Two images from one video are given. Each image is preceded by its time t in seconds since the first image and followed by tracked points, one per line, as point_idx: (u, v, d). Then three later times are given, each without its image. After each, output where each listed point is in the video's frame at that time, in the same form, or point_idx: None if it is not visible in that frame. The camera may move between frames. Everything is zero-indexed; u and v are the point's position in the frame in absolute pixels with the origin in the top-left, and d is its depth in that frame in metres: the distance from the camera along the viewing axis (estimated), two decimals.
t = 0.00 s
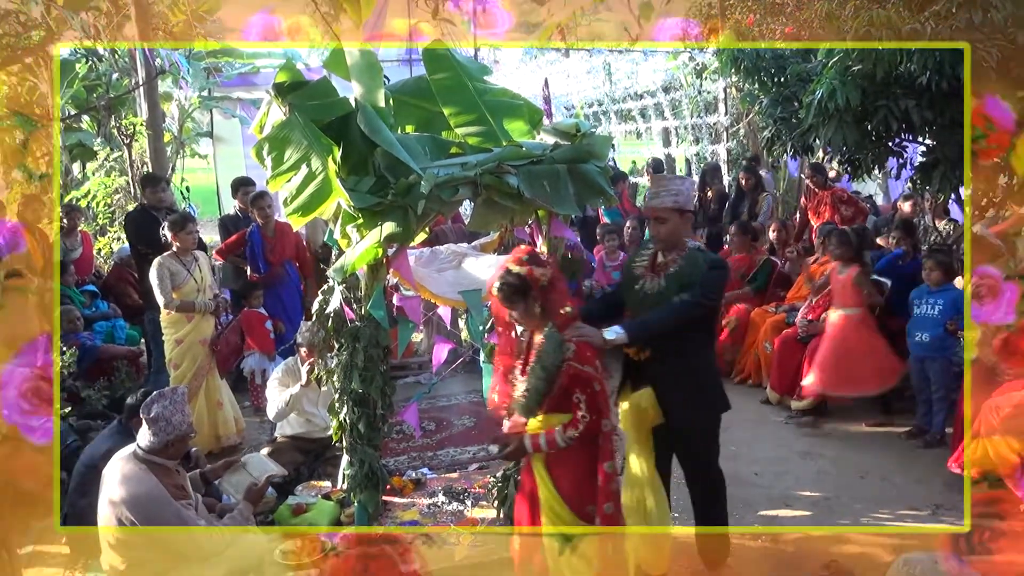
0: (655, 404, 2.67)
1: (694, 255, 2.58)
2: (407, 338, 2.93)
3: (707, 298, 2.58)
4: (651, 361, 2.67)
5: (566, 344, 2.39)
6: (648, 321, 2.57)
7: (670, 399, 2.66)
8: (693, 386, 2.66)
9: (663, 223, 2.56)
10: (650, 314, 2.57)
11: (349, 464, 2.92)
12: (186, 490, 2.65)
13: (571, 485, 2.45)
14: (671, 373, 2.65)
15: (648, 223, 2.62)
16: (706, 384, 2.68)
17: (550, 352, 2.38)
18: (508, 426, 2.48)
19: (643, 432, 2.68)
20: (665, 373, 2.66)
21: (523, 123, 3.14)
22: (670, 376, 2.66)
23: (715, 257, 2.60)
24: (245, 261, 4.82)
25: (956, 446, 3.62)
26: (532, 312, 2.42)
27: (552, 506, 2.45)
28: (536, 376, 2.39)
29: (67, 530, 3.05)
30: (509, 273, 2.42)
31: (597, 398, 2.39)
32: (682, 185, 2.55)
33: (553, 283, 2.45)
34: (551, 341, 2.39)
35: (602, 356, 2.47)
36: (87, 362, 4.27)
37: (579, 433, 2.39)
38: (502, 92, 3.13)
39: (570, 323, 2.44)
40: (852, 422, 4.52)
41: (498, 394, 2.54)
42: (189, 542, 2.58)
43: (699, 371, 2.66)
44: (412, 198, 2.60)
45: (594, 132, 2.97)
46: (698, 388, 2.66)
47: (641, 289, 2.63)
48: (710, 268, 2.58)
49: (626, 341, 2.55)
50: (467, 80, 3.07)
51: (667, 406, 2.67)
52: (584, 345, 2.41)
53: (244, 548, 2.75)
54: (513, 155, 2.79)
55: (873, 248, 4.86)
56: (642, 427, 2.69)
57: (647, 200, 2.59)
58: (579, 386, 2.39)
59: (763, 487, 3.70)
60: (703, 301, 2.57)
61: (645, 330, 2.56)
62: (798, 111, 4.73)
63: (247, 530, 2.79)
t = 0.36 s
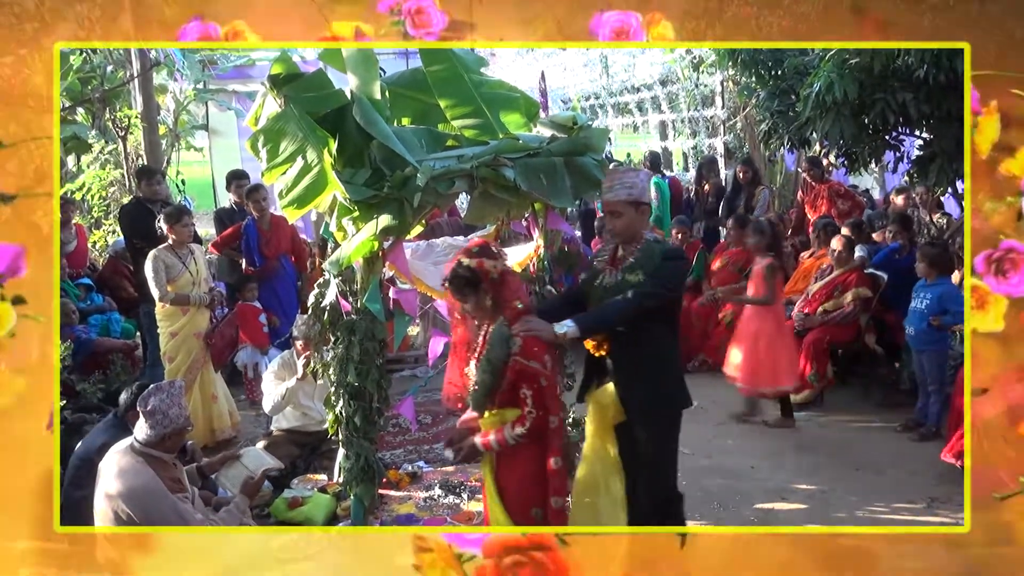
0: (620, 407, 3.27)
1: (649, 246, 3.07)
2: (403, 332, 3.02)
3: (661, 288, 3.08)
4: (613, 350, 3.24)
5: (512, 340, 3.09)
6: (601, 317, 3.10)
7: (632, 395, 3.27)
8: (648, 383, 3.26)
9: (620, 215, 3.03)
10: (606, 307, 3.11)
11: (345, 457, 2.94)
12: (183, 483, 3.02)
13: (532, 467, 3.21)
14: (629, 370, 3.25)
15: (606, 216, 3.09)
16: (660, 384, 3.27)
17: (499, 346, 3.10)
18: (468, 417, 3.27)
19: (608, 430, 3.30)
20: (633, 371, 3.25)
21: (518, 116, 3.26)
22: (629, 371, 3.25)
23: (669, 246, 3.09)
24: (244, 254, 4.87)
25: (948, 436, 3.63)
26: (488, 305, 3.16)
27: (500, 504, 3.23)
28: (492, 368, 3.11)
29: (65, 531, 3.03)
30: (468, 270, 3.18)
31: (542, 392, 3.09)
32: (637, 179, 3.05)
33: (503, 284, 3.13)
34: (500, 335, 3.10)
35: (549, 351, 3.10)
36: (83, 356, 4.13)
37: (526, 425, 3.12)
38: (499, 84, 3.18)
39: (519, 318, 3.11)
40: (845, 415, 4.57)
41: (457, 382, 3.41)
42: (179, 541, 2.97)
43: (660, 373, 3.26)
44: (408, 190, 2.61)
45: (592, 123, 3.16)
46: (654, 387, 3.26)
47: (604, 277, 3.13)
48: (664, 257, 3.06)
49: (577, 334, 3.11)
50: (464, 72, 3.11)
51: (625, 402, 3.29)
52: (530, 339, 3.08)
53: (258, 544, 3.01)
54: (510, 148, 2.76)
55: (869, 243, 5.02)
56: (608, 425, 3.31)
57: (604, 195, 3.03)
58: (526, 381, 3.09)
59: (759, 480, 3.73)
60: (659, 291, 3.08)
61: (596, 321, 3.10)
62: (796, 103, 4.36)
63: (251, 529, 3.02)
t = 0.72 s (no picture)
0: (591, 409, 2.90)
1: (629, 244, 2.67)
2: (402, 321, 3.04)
3: (639, 289, 2.68)
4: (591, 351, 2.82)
5: (476, 336, 2.64)
6: (576, 317, 2.71)
7: (603, 405, 2.86)
8: (627, 388, 2.82)
9: (597, 215, 2.67)
10: (576, 312, 2.72)
11: (344, 446, 2.93)
12: (183, 471, 2.73)
13: (484, 475, 2.75)
14: (610, 372, 2.82)
15: (585, 216, 2.73)
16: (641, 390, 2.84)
17: (461, 343, 2.65)
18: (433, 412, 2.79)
19: (582, 432, 2.96)
20: (609, 372, 2.82)
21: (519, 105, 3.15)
22: (603, 369, 2.83)
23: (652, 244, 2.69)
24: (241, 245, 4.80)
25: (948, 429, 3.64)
26: (450, 301, 2.74)
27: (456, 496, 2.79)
28: (454, 369, 2.64)
29: (65, 531, 2.71)
30: (427, 263, 2.75)
31: (503, 391, 2.65)
32: (615, 175, 2.66)
33: (465, 274, 2.74)
34: (465, 333, 2.65)
35: (515, 349, 2.68)
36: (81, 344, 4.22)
37: (483, 423, 2.66)
38: (499, 74, 3.08)
39: (484, 313, 2.68)
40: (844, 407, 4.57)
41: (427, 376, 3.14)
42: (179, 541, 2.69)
43: (638, 374, 2.82)
44: (407, 179, 2.61)
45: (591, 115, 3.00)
46: (632, 391, 2.82)
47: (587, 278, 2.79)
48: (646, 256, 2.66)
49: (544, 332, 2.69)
50: (464, 61, 3.01)
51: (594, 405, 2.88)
52: (496, 334, 2.65)
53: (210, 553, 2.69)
54: (510, 137, 2.77)
55: (869, 235, 4.85)
56: (582, 428, 2.96)
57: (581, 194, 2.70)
58: (487, 379, 2.64)
59: (758, 471, 3.73)
60: (632, 292, 2.68)
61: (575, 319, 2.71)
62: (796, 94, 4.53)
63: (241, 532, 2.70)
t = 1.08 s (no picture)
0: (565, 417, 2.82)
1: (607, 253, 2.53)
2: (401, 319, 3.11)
3: (604, 296, 2.54)
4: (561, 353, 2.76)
5: (431, 338, 2.52)
6: (544, 318, 2.54)
7: (572, 411, 2.79)
8: (596, 398, 2.74)
9: (579, 209, 2.55)
10: (548, 311, 2.56)
11: (345, 437, 2.93)
12: (183, 461, 2.67)
13: (440, 482, 2.63)
14: (583, 375, 2.73)
15: (569, 211, 2.60)
16: (619, 393, 2.74)
17: (414, 344, 2.54)
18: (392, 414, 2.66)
19: (558, 437, 2.86)
20: (581, 377, 2.74)
21: (522, 97, 3.15)
22: (581, 373, 2.73)
23: (630, 254, 2.54)
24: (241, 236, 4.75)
25: (948, 425, 3.65)
26: (407, 299, 2.58)
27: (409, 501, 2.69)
28: (407, 372, 2.53)
29: (64, 532, 2.52)
30: (384, 259, 2.56)
31: (457, 399, 2.51)
32: (603, 171, 2.52)
33: (428, 273, 2.56)
34: (420, 334, 2.54)
35: (470, 354, 2.53)
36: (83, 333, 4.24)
37: (440, 428, 2.52)
38: (501, 66, 3.10)
39: (442, 315, 2.53)
40: (845, 402, 4.58)
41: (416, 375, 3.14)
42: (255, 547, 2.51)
43: (610, 382, 2.73)
44: (410, 171, 2.61)
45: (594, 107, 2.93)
46: (605, 401, 2.74)
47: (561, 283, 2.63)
48: (618, 267, 2.53)
49: (505, 338, 2.52)
50: (466, 51, 3.02)
51: (572, 412, 2.79)
52: (450, 338, 2.50)
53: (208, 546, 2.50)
54: (513, 129, 2.77)
55: (871, 229, 4.75)
56: (557, 433, 2.87)
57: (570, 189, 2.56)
58: (440, 384, 2.51)
59: (757, 465, 3.74)
60: (601, 302, 2.54)
61: (541, 327, 2.55)
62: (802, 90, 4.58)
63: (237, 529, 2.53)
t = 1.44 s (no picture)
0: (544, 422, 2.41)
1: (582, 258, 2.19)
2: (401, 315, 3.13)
3: (584, 303, 2.18)
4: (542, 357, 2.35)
5: (402, 343, 2.21)
6: (511, 328, 2.17)
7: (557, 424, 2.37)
8: (579, 410, 2.34)
9: (557, 215, 2.21)
10: (518, 321, 2.18)
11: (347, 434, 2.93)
12: (186, 457, 2.66)
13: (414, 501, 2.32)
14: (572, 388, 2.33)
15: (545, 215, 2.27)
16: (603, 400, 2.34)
17: (385, 350, 2.22)
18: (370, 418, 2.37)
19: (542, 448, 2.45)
20: (558, 386, 2.35)
21: (525, 95, 3.16)
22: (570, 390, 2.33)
23: (613, 259, 2.21)
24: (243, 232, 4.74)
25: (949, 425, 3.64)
26: (379, 299, 2.27)
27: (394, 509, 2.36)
28: (378, 382, 2.24)
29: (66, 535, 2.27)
30: (351, 256, 2.25)
31: (435, 405, 2.22)
32: (581, 172, 2.17)
33: (399, 270, 2.25)
34: (389, 338, 2.21)
35: (445, 358, 2.24)
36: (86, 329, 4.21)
37: (415, 433, 2.23)
38: (504, 63, 3.11)
39: (416, 317, 2.23)
40: (848, 402, 4.58)
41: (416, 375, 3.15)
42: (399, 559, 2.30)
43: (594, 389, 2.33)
44: (413, 168, 2.61)
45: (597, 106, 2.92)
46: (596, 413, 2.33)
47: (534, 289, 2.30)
48: (598, 273, 2.18)
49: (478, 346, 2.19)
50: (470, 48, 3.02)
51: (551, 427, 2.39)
52: (423, 343, 2.20)
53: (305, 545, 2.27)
54: (516, 127, 2.75)
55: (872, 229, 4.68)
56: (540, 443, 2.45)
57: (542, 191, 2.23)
58: (414, 389, 2.23)
59: (760, 464, 3.73)
60: (582, 309, 2.18)
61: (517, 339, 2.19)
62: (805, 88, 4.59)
63: (226, 528, 2.28)
